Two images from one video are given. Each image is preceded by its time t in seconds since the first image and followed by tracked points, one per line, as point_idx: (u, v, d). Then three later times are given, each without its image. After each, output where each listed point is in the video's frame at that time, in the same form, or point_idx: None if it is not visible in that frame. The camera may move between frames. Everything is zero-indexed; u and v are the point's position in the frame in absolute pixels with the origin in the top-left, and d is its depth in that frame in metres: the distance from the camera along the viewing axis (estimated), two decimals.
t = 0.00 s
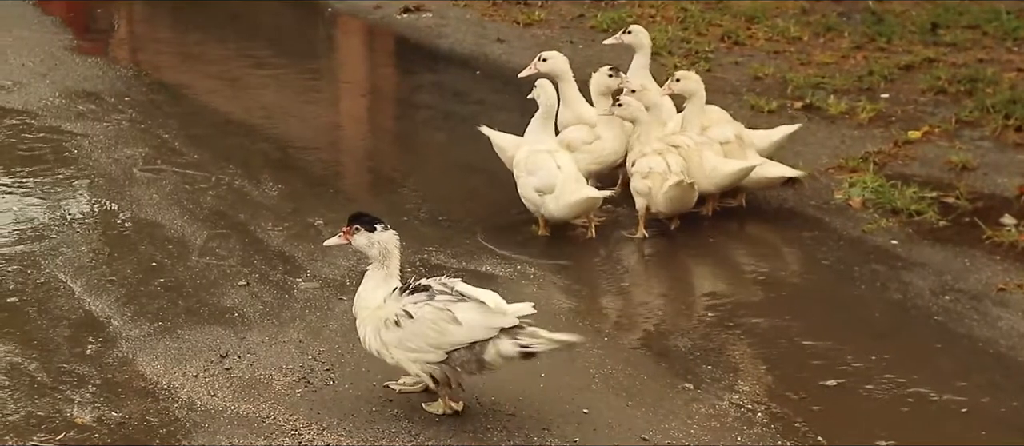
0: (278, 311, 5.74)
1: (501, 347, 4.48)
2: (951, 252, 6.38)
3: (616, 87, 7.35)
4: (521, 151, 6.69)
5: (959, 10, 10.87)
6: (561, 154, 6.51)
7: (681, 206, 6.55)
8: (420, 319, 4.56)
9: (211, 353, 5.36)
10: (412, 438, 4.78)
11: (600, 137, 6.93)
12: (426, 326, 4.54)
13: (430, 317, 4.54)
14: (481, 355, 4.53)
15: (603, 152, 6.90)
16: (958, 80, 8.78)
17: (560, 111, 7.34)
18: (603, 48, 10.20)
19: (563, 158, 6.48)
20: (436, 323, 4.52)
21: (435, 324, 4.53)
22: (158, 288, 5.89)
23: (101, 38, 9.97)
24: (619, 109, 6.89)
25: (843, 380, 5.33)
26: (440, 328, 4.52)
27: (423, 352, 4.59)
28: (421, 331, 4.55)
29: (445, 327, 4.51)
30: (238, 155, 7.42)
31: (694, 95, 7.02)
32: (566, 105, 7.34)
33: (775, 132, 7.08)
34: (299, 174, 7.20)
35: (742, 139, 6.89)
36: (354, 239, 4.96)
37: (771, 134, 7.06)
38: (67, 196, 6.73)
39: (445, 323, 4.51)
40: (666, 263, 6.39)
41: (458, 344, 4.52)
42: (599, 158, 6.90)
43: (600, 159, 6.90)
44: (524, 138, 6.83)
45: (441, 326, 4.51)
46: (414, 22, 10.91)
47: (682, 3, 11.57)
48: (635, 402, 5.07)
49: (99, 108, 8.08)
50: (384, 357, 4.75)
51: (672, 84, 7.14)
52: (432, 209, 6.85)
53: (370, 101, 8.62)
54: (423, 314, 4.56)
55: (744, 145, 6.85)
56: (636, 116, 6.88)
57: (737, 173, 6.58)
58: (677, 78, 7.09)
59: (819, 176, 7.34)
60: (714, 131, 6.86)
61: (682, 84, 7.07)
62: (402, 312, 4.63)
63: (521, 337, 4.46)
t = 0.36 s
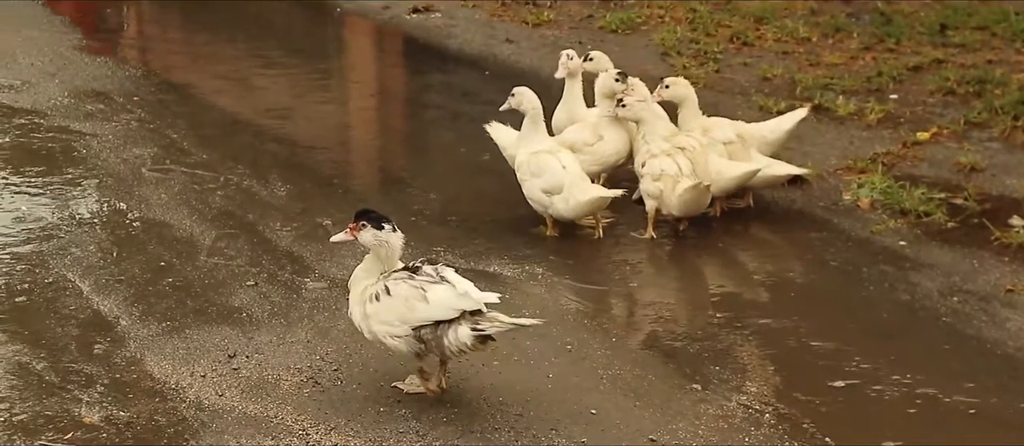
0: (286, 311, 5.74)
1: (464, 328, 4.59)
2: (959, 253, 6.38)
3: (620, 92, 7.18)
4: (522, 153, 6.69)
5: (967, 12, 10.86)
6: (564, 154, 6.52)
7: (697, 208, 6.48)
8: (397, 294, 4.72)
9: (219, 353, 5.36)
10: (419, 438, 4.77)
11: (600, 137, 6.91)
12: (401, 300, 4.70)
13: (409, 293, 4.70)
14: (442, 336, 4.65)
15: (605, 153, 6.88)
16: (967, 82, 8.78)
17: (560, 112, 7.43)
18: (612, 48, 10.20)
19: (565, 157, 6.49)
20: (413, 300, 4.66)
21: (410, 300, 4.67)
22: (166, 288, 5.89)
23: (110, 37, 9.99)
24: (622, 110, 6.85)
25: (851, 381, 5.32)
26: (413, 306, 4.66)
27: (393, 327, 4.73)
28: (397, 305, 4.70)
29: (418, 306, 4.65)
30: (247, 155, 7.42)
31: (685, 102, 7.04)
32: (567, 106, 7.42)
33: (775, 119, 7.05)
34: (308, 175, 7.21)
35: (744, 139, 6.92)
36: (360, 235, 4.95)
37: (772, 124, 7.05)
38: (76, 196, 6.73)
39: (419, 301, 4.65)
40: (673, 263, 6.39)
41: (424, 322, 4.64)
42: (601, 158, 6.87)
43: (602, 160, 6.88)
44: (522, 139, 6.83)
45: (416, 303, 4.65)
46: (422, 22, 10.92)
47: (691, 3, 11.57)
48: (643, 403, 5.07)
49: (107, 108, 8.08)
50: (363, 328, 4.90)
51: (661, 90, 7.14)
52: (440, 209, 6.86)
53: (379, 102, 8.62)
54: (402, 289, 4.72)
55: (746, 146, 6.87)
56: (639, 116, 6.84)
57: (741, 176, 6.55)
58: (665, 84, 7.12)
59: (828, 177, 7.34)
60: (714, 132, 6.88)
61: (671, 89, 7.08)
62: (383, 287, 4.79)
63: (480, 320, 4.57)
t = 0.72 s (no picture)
0: (294, 308, 5.74)
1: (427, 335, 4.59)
2: (967, 251, 6.38)
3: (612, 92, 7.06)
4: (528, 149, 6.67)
5: (975, 11, 10.86)
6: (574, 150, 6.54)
7: (705, 213, 6.52)
8: (369, 294, 4.74)
9: (227, 350, 5.36)
10: (427, 435, 4.77)
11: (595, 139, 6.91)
12: (371, 301, 4.72)
13: (379, 294, 4.70)
14: (410, 341, 4.68)
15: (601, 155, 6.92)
16: (975, 80, 8.78)
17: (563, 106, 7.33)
18: (620, 46, 10.21)
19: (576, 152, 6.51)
20: (383, 303, 4.67)
21: (380, 302, 4.69)
22: (174, 285, 5.89)
23: (118, 35, 10.00)
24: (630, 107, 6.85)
25: (859, 379, 5.32)
26: (382, 310, 4.68)
27: (365, 326, 4.78)
28: (368, 305, 4.73)
29: (387, 310, 4.66)
30: (255, 153, 7.43)
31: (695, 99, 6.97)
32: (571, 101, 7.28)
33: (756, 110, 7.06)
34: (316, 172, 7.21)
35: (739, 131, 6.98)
36: (322, 193, 5.15)
37: (756, 113, 7.07)
38: (84, 193, 6.74)
39: (387, 304, 4.66)
40: (680, 262, 6.39)
41: (393, 327, 4.67)
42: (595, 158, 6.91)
43: (597, 161, 6.93)
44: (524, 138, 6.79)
45: (385, 306, 4.67)
46: (429, 20, 10.93)
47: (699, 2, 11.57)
48: (651, 401, 5.06)
49: (115, 106, 8.09)
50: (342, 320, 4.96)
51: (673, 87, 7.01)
52: (447, 207, 6.86)
53: (387, 99, 8.63)
54: (374, 290, 4.73)
55: (742, 137, 6.93)
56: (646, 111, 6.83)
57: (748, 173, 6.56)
58: (676, 81, 6.99)
59: (836, 175, 7.34)
60: (709, 129, 6.94)
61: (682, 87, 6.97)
62: (359, 284, 4.80)
63: (440, 327, 4.55)
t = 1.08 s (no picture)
0: (301, 303, 5.74)
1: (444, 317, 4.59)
2: (975, 247, 6.37)
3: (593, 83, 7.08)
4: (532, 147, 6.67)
5: (984, 6, 10.83)
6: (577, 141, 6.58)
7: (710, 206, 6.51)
8: (376, 282, 4.71)
9: (234, 344, 5.36)
10: (434, 430, 4.75)
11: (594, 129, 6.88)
12: (380, 288, 4.69)
13: (387, 281, 4.69)
14: (424, 326, 4.66)
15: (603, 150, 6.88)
16: (984, 75, 8.77)
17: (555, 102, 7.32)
18: (627, 41, 10.20)
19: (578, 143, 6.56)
20: (393, 289, 4.66)
21: (389, 289, 4.67)
22: (181, 280, 5.89)
23: (126, 29, 10.01)
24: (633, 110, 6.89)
25: (866, 375, 5.31)
26: (393, 296, 4.66)
27: (374, 315, 4.74)
28: (376, 293, 4.70)
29: (399, 296, 4.64)
30: (263, 147, 7.44)
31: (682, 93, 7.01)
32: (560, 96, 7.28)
33: (747, 100, 7.06)
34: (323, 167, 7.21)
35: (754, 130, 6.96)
36: (307, 185, 5.17)
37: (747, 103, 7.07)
38: (91, 188, 6.74)
39: (399, 289, 4.65)
40: (687, 257, 6.38)
41: (406, 312, 4.64)
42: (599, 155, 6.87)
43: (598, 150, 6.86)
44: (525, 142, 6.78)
45: (396, 292, 4.65)
46: (436, 15, 10.93)
47: None
48: (658, 396, 5.06)
49: (123, 100, 8.10)
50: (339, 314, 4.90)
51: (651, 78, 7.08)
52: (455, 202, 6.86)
53: (395, 94, 8.63)
54: (381, 277, 4.71)
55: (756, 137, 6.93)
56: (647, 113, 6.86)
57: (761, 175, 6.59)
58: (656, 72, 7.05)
59: (844, 171, 7.33)
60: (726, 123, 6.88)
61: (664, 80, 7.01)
62: (361, 273, 4.78)
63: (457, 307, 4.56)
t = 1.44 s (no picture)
0: (299, 300, 5.74)
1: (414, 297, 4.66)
2: (974, 244, 6.37)
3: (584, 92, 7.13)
4: (533, 145, 6.67)
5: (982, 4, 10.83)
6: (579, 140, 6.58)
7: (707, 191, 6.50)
8: (352, 260, 4.79)
9: (233, 342, 5.35)
10: (432, 427, 4.75)
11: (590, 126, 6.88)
12: (355, 265, 4.77)
13: (363, 259, 4.76)
14: (395, 304, 4.74)
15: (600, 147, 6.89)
16: (983, 72, 8.77)
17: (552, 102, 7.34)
18: (626, 38, 10.21)
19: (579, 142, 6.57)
20: (367, 266, 4.73)
21: (364, 266, 4.75)
22: (179, 277, 5.89)
23: (125, 26, 10.00)
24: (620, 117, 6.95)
25: (865, 372, 5.31)
26: (367, 274, 4.73)
27: (347, 289, 4.81)
28: (351, 269, 4.78)
29: (372, 273, 4.71)
30: (262, 145, 7.43)
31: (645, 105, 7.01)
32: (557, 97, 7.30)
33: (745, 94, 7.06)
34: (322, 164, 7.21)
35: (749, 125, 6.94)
36: (308, 182, 5.08)
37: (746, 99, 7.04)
38: (90, 185, 6.74)
39: (373, 267, 4.72)
40: (686, 255, 6.38)
41: (378, 289, 4.71)
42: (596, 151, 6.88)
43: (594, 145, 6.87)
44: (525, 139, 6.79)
45: (370, 269, 4.73)
46: (435, 12, 10.92)
47: None
48: (657, 393, 5.06)
49: (122, 97, 8.09)
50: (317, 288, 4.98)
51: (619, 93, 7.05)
52: (454, 199, 6.86)
53: (394, 91, 8.63)
54: (358, 255, 4.79)
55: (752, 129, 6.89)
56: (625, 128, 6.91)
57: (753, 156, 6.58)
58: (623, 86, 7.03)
59: (843, 168, 7.34)
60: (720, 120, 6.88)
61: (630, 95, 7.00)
62: (340, 249, 4.86)
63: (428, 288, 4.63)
